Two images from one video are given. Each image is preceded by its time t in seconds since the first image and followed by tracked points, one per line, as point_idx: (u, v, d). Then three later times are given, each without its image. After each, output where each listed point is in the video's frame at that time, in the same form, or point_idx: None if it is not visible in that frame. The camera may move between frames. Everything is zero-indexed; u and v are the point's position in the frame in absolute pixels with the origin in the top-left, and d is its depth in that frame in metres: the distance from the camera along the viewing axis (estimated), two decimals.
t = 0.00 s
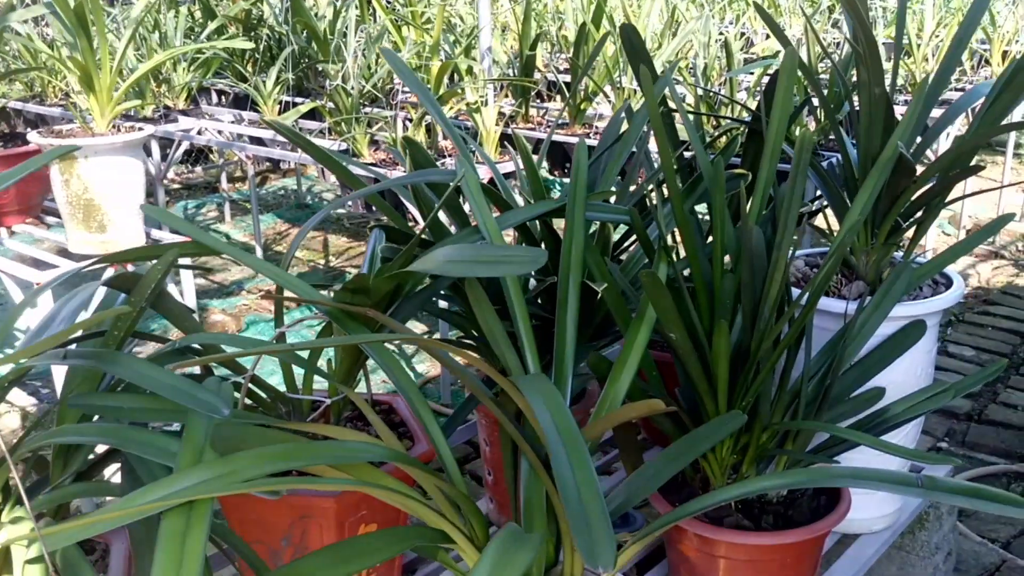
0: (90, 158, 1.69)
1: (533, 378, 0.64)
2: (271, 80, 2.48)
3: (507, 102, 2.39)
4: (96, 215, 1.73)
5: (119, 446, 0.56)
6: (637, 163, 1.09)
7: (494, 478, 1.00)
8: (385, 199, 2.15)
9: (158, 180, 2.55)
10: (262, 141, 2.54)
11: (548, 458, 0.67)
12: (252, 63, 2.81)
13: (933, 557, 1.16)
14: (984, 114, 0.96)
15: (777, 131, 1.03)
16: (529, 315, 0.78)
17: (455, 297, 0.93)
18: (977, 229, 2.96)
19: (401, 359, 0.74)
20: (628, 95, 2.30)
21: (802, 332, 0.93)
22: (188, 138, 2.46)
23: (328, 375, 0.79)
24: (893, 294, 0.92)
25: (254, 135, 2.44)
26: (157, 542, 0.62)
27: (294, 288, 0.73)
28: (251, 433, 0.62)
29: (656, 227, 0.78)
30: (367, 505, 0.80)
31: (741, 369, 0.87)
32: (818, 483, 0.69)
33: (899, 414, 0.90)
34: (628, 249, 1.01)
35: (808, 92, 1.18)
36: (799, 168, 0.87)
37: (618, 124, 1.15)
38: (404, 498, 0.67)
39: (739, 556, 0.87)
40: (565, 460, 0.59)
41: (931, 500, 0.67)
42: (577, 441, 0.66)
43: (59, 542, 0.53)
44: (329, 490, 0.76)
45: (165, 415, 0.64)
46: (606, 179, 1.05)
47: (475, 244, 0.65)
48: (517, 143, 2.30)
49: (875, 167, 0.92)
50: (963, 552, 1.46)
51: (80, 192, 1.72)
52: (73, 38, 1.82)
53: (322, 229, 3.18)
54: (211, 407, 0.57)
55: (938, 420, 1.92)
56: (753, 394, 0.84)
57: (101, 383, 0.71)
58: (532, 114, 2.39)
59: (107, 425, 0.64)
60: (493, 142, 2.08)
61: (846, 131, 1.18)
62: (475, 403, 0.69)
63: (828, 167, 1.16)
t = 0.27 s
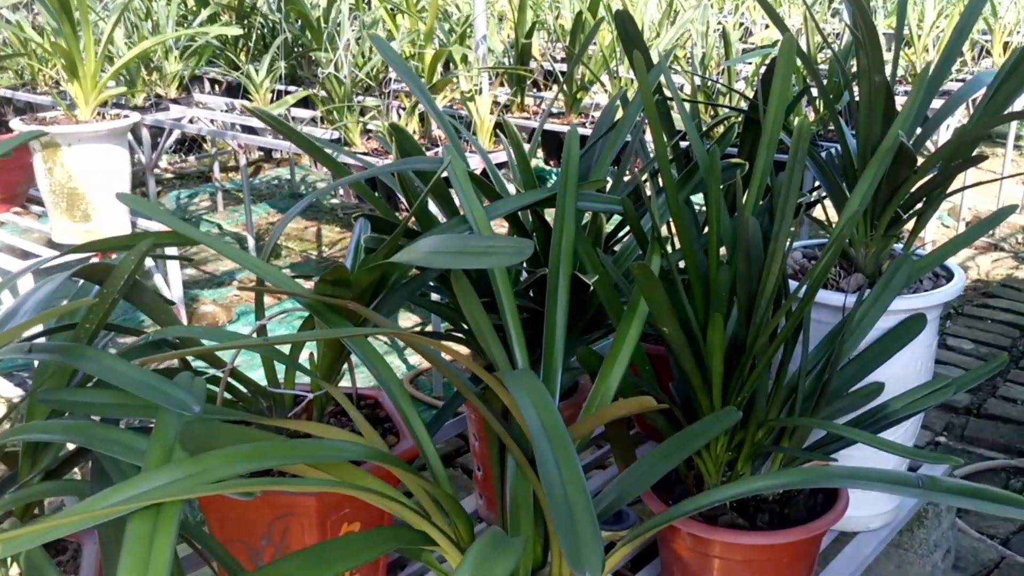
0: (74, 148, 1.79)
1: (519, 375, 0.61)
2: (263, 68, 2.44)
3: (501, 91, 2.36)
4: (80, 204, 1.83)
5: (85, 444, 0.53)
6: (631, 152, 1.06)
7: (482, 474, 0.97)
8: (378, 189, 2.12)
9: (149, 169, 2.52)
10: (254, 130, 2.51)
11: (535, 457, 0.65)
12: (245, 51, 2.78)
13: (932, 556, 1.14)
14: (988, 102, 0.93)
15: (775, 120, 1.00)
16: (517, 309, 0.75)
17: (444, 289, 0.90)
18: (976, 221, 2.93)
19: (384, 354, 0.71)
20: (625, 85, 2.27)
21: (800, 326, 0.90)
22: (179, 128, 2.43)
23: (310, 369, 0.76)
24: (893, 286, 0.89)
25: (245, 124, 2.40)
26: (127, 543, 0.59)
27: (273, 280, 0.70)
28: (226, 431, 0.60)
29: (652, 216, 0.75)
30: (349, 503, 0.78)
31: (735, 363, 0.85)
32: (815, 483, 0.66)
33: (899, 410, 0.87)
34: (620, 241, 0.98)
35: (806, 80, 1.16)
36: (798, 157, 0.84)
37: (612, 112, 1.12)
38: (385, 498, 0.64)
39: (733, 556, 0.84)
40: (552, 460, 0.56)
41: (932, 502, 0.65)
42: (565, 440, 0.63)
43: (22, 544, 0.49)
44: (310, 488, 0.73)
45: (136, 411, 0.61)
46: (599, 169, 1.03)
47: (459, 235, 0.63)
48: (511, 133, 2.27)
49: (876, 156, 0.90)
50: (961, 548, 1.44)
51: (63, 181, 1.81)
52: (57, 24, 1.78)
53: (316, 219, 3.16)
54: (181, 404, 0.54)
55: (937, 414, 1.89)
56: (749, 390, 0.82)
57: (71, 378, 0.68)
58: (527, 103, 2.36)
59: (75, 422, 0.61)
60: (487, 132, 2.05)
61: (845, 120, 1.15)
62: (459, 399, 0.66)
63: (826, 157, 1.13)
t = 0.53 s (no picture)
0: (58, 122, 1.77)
1: (514, 363, 0.59)
2: (255, 41, 2.40)
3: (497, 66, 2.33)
4: (66, 179, 1.82)
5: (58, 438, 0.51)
6: (629, 129, 1.04)
7: (475, 458, 0.95)
8: (371, 165, 2.09)
9: (140, 143, 2.49)
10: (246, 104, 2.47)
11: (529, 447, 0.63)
12: (237, 23, 2.73)
13: (932, 541, 1.12)
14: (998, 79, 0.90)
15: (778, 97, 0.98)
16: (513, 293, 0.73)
17: (437, 270, 0.88)
18: (977, 199, 2.91)
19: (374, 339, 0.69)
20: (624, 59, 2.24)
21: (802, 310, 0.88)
22: (170, 101, 2.40)
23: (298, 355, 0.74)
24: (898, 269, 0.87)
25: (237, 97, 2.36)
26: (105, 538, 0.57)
27: (259, 262, 0.68)
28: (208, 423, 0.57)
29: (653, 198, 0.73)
30: (339, 492, 0.76)
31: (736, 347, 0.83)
32: (818, 476, 0.64)
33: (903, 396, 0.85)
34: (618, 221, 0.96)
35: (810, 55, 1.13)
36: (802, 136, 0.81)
37: (610, 87, 1.10)
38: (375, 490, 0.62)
39: (731, 545, 0.83)
40: (548, 453, 0.54)
41: (939, 495, 0.62)
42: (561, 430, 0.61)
43: None
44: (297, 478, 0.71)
45: (113, 401, 0.59)
46: (597, 147, 1.00)
47: (451, 217, 0.61)
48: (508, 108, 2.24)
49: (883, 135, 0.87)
50: (960, 531, 1.43)
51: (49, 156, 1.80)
52: None
53: (310, 194, 3.13)
54: (159, 396, 0.52)
55: (935, 394, 1.88)
56: (750, 376, 0.80)
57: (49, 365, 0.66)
58: (523, 78, 2.33)
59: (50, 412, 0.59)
60: (483, 107, 2.02)
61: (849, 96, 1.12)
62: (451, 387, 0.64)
63: (829, 134, 1.10)
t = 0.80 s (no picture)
0: (41, 106, 1.74)
1: (500, 363, 0.57)
2: (248, 22, 2.36)
3: (494, 48, 2.29)
4: (51, 166, 1.79)
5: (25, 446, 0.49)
6: (624, 118, 1.01)
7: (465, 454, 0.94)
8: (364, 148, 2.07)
9: (132, 127, 2.46)
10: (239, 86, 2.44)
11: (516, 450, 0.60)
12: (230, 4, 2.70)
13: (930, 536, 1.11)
14: (1003, 66, 0.87)
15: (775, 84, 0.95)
16: (501, 288, 0.71)
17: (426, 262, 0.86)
18: (977, 184, 2.88)
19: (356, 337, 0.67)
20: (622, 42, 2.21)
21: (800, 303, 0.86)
22: (162, 84, 2.37)
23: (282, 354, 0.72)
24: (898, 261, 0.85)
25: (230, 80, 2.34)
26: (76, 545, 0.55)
27: (239, 257, 0.65)
28: (186, 426, 0.55)
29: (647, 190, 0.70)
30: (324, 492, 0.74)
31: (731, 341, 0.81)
32: (815, 479, 0.62)
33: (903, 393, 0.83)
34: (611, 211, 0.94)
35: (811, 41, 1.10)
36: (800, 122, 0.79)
37: (607, 73, 1.07)
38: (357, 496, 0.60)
39: (727, 545, 0.81)
40: (533, 458, 0.51)
41: (939, 498, 0.60)
42: (547, 433, 0.58)
43: None
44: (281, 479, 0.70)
45: (86, 403, 0.57)
46: (591, 134, 0.98)
47: (436, 213, 0.58)
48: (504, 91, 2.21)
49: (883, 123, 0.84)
50: (958, 521, 1.42)
51: (33, 142, 1.78)
52: None
53: (304, 178, 3.10)
54: (130, 403, 0.49)
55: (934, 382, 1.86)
56: (745, 371, 0.78)
57: (21, 366, 0.63)
58: (519, 60, 2.30)
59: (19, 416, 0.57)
60: (478, 91, 1.99)
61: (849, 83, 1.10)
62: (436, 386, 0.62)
63: (828, 121, 1.08)
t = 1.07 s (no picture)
0: (17, 103, 1.74)
1: (472, 370, 0.55)
2: (234, 17, 2.34)
3: (483, 42, 2.27)
4: (27, 162, 1.79)
5: None
6: (608, 113, 0.99)
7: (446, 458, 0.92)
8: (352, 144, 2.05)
9: (118, 122, 2.44)
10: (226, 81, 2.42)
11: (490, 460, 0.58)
12: None
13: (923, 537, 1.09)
14: (996, 59, 0.85)
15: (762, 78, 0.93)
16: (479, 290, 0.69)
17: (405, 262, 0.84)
18: (971, 177, 2.86)
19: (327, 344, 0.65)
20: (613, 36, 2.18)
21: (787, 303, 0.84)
22: (148, 79, 2.34)
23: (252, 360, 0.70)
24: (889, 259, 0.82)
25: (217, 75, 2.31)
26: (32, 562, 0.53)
27: (204, 261, 0.63)
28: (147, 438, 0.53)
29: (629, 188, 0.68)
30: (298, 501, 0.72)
31: (717, 343, 0.79)
32: (801, 489, 0.60)
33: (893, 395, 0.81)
34: (595, 209, 0.92)
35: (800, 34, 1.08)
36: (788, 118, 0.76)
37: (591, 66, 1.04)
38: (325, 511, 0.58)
39: (713, 551, 0.79)
40: (504, 470, 0.49)
41: (928, 508, 0.58)
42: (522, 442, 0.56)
43: None
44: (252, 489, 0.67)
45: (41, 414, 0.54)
46: (575, 129, 0.95)
47: (405, 214, 0.56)
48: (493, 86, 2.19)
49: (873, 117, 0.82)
50: (952, 520, 1.40)
51: (8, 139, 1.77)
52: None
53: (295, 173, 3.07)
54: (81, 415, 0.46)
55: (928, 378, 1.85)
56: (731, 375, 0.76)
57: None
58: (509, 54, 2.28)
59: None
60: (467, 85, 1.97)
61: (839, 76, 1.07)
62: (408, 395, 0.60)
63: (819, 115, 1.06)
